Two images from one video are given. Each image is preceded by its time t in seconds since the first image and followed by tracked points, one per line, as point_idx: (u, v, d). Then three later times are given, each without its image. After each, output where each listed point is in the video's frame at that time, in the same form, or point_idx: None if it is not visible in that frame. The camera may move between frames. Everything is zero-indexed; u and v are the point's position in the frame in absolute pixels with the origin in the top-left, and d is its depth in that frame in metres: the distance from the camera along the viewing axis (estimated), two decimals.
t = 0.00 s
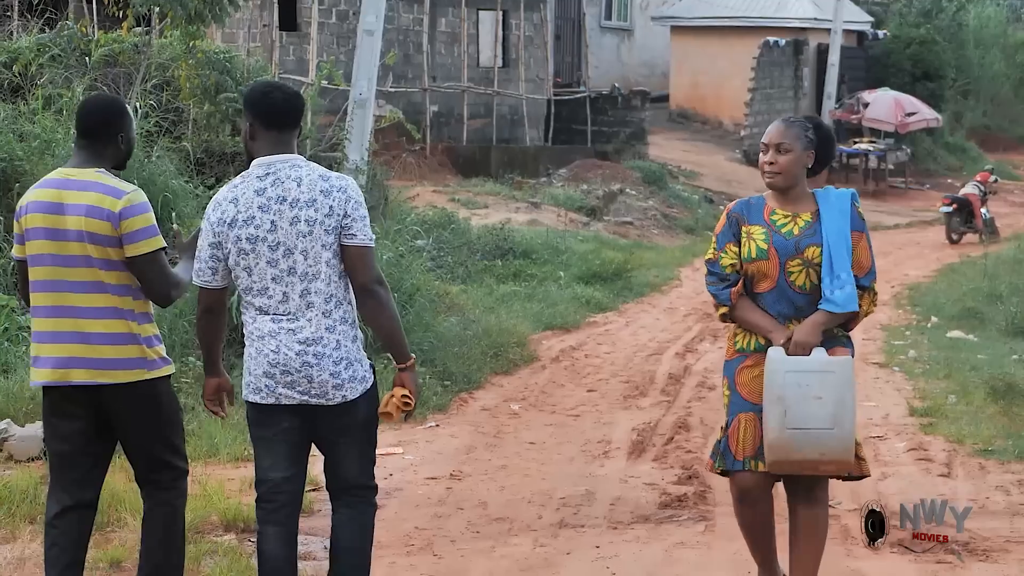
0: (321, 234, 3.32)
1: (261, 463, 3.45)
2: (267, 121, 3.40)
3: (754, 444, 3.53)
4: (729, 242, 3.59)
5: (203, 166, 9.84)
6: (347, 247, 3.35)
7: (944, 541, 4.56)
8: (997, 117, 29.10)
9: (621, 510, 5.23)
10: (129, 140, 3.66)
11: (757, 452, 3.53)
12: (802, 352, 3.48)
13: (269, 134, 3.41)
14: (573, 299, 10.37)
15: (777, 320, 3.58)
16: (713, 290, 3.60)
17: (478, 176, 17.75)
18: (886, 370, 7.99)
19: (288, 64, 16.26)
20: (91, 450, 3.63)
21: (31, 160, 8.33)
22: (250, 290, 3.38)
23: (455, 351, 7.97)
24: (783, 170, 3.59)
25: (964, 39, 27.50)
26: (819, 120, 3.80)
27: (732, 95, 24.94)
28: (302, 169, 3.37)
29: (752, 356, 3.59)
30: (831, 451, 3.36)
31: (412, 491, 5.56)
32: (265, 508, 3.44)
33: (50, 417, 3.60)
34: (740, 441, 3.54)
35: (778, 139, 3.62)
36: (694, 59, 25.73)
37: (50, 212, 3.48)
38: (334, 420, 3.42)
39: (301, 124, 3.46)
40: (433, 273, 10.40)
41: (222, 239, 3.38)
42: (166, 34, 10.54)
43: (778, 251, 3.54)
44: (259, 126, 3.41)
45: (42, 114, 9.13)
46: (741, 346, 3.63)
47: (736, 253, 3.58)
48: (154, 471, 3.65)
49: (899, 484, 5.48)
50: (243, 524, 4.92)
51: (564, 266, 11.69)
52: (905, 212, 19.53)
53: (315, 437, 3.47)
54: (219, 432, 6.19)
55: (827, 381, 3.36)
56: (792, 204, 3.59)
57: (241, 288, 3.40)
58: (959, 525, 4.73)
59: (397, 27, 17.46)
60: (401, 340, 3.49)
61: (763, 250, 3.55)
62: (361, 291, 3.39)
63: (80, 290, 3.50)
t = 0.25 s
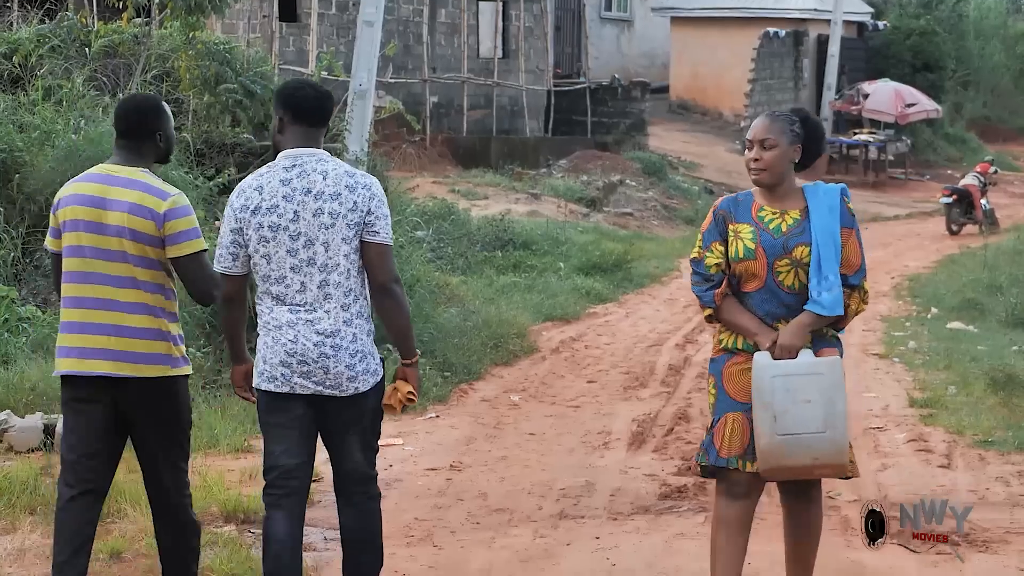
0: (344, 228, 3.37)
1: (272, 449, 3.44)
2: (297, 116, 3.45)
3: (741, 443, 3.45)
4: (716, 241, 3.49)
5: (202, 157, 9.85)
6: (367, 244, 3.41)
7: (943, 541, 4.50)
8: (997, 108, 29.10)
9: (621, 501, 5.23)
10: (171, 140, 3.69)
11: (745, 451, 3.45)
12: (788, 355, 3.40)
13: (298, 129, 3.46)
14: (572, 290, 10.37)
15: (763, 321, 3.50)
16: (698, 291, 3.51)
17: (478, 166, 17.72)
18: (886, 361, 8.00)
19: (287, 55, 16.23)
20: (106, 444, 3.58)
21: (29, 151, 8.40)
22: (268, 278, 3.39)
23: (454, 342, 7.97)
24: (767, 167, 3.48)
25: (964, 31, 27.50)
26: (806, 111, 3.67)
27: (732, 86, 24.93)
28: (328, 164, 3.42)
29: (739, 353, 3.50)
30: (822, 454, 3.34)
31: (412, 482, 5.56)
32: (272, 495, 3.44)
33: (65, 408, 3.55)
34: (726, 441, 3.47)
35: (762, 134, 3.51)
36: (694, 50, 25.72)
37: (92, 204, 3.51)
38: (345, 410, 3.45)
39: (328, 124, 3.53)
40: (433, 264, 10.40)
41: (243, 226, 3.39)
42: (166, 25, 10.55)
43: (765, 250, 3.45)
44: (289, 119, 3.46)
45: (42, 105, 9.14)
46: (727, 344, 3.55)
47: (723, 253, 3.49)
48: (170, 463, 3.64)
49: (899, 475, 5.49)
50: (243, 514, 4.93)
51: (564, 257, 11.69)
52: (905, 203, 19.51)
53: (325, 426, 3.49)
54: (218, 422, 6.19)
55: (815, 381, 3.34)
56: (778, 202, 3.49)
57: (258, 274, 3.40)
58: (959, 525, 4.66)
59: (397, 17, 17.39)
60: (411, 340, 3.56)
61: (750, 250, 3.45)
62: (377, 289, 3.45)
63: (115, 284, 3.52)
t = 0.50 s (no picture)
0: (382, 227, 3.41)
1: (295, 439, 3.45)
2: (344, 111, 3.49)
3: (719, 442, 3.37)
4: (690, 234, 3.41)
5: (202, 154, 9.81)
6: (401, 248, 3.46)
7: (943, 541, 4.47)
8: (996, 106, 29.12)
9: (620, 498, 5.23)
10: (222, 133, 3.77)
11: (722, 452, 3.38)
12: (769, 348, 3.33)
13: (345, 123, 3.49)
14: (572, 287, 10.37)
15: (742, 314, 3.40)
16: (672, 285, 3.43)
17: (478, 164, 17.72)
18: (886, 358, 7.99)
19: (287, 52, 16.22)
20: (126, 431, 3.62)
21: (29, 148, 8.46)
22: (301, 266, 3.40)
23: (454, 339, 7.97)
24: (743, 161, 3.40)
25: (964, 27, 27.37)
26: (780, 102, 3.60)
27: (731, 84, 24.94)
28: (372, 162, 3.46)
29: (713, 348, 3.42)
30: (801, 449, 3.24)
31: (411, 479, 5.57)
32: (289, 484, 3.45)
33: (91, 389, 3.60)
34: (704, 440, 3.39)
35: (735, 128, 3.44)
36: (693, 48, 25.71)
37: (148, 187, 3.58)
38: (370, 402, 3.48)
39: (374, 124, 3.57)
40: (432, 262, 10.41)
41: (281, 210, 3.40)
42: (166, 23, 10.56)
43: (741, 242, 3.36)
44: (336, 113, 3.49)
45: (41, 102, 9.15)
46: (701, 340, 3.45)
47: (698, 246, 3.40)
48: (191, 451, 3.68)
49: (899, 472, 5.49)
50: (243, 512, 4.93)
51: (563, 254, 11.69)
52: (905, 200, 19.51)
53: (349, 417, 3.50)
54: (218, 419, 6.20)
55: (796, 376, 3.24)
56: (754, 195, 3.41)
57: (291, 261, 3.41)
58: (959, 525, 4.62)
59: (397, 15, 17.38)
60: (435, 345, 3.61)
61: (725, 242, 3.36)
62: (406, 293, 3.49)
63: (161, 267, 3.59)
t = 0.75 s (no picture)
0: (409, 224, 3.52)
1: (303, 435, 3.55)
2: (373, 107, 3.56)
3: (714, 452, 3.37)
4: (679, 230, 3.39)
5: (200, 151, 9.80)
6: (426, 246, 3.59)
7: (942, 541, 4.44)
8: (995, 104, 29.10)
9: (619, 496, 5.23)
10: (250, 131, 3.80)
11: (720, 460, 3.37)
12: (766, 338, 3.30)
13: (372, 118, 3.57)
14: (571, 286, 10.36)
15: (732, 311, 3.40)
16: (660, 282, 3.40)
17: (477, 162, 17.69)
18: (885, 357, 7.99)
19: (286, 51, 16.21)
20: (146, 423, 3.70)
21: (27, 147, 8.47)
22: (327, 258, 3.47)
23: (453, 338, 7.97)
24: (738, 157, 3.37)
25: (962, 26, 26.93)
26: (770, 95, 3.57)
27: (730, 83, 24.94)
28: (399, 158, 3.55)
29: (702, 352, 3.41)
30: (804, 431, 3.05)
31: (410, 477, 5.56)
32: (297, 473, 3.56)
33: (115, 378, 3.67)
34: (699, 453, 3.39)
35: (731, 122, 3.40)
36: (692, 46, 25.71)
37: (176, 182, 3.62)
38: (378, 393, 3.54)
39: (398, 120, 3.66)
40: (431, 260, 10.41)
41: (310, 202, 3.46)
42: (165, 21, 10.56)
43: (734, 240, 3.35)
44: (364, 108, 3.56)
45: (40, 100, 9.15)
46: (690, 343, 3.45)
47: (687, 243, 3.38)
48: (204, 444, 3.71)
49: (897, 470, 5.50)
50: (242, 510, 4.93)
51: (562, 252, 11.68)
52: (904, 198, 19.50)
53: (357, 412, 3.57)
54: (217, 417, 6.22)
55: (797, 360, 3.14)
56: (748, 191, 3.39)
57: (317, 253, 3.48)
58: (959, 525, 4.60)
59: (395, 13, 17.35)
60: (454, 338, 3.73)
61: (717, 240, 3.35)
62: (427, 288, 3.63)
63: (182, 262, 3.63)
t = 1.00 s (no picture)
0: (415, 222, 3.52)
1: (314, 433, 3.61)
2: (378, 107, 3.56)
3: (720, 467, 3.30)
4: (684, 236, 3.32)
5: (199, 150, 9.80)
6: (432, 243, 3.59)
7: (942, 541, 4.43)
8: (994, 103, 29.12)
9: (618, 494, 5.24)
10: (255, 127, 3.79)
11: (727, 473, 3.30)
12: (771, 352, 3.24)
13: (377, 119, 3.57)
14: (569, 284, 10.36)
15: (737, 323, 3.34)
16: (664, 289, 3.33)
17: (476, 160, 17.68)
18: (883, 355, 8.00)
19: (285, 49, 16.20)
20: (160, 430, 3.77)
21: (26, 146, 8.47)
22: (336, 257, 3.48)
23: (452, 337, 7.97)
24: (747, 159, 3.32)
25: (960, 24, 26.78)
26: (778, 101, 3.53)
27: (729, 81, 24.95)
28: (405, 157, 3.55)
29: (706, 364, 3.35)
30: (808, 454, 3.06)
31: (409, 475, 5.56)
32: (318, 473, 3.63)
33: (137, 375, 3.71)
34: (704, 467, 3.32)
35: (740, 124, 3.35)
36: (692, 44, 25.69)
37: (180, 182, 3.62)
38: (385, 390, 3.54)
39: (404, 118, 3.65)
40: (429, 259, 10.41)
41: (318, 203, 3.46)
42: (163, 19, 10.54)
43: (741, 249, 3.29)
44: (368, 108, 3.56)
45: (39, 98, 9.16)
46: (692, 353, 3.38)
47: (692, 250, 3.32)
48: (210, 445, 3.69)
49: (896, 468, 5.50)
50: (241, 508, 4.93)
51: (561, 251, 11.68)
52: (902, 197, 19.50)
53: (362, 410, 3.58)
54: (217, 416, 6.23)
55: (801, 378, 3.11)
56: (755, 197, 3.34)
57: (325, 252, 3.49)
58: (959, 525, 4.59)
59: (394, 11, 17.34)
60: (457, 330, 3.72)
61: (724, 248, 3.29)
62: (432, 284, 3.62)
63: (192, 259, 3.63)
